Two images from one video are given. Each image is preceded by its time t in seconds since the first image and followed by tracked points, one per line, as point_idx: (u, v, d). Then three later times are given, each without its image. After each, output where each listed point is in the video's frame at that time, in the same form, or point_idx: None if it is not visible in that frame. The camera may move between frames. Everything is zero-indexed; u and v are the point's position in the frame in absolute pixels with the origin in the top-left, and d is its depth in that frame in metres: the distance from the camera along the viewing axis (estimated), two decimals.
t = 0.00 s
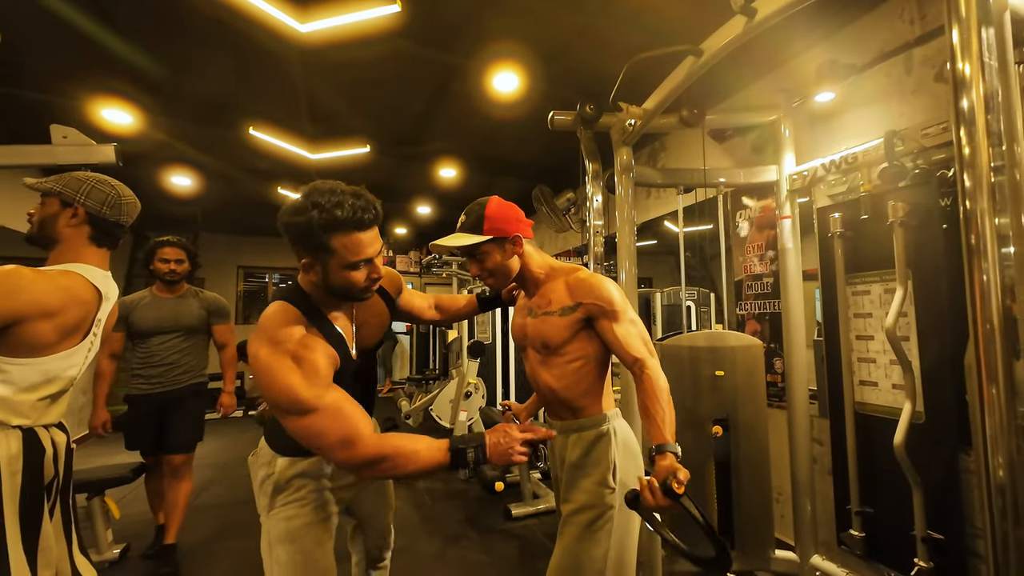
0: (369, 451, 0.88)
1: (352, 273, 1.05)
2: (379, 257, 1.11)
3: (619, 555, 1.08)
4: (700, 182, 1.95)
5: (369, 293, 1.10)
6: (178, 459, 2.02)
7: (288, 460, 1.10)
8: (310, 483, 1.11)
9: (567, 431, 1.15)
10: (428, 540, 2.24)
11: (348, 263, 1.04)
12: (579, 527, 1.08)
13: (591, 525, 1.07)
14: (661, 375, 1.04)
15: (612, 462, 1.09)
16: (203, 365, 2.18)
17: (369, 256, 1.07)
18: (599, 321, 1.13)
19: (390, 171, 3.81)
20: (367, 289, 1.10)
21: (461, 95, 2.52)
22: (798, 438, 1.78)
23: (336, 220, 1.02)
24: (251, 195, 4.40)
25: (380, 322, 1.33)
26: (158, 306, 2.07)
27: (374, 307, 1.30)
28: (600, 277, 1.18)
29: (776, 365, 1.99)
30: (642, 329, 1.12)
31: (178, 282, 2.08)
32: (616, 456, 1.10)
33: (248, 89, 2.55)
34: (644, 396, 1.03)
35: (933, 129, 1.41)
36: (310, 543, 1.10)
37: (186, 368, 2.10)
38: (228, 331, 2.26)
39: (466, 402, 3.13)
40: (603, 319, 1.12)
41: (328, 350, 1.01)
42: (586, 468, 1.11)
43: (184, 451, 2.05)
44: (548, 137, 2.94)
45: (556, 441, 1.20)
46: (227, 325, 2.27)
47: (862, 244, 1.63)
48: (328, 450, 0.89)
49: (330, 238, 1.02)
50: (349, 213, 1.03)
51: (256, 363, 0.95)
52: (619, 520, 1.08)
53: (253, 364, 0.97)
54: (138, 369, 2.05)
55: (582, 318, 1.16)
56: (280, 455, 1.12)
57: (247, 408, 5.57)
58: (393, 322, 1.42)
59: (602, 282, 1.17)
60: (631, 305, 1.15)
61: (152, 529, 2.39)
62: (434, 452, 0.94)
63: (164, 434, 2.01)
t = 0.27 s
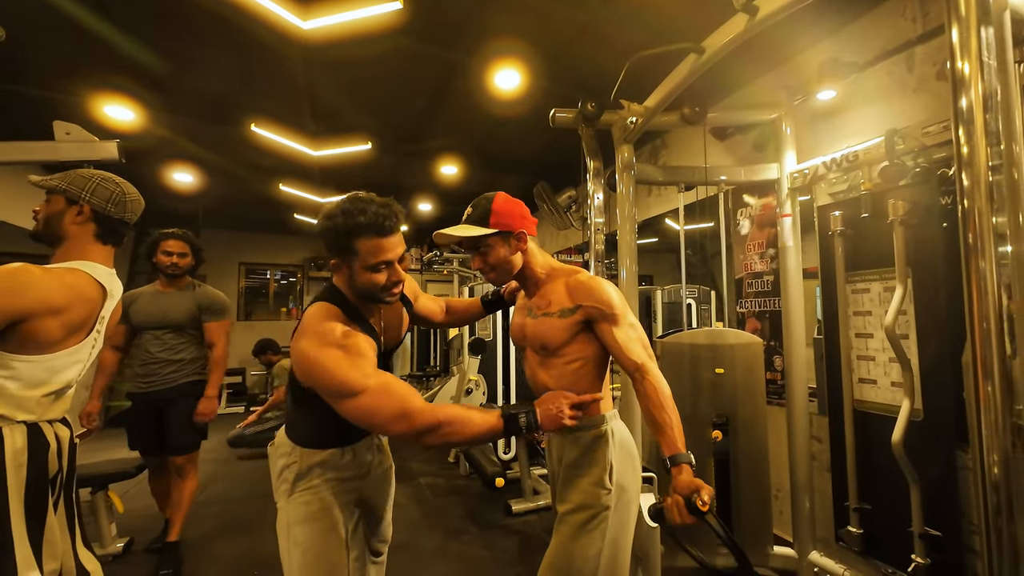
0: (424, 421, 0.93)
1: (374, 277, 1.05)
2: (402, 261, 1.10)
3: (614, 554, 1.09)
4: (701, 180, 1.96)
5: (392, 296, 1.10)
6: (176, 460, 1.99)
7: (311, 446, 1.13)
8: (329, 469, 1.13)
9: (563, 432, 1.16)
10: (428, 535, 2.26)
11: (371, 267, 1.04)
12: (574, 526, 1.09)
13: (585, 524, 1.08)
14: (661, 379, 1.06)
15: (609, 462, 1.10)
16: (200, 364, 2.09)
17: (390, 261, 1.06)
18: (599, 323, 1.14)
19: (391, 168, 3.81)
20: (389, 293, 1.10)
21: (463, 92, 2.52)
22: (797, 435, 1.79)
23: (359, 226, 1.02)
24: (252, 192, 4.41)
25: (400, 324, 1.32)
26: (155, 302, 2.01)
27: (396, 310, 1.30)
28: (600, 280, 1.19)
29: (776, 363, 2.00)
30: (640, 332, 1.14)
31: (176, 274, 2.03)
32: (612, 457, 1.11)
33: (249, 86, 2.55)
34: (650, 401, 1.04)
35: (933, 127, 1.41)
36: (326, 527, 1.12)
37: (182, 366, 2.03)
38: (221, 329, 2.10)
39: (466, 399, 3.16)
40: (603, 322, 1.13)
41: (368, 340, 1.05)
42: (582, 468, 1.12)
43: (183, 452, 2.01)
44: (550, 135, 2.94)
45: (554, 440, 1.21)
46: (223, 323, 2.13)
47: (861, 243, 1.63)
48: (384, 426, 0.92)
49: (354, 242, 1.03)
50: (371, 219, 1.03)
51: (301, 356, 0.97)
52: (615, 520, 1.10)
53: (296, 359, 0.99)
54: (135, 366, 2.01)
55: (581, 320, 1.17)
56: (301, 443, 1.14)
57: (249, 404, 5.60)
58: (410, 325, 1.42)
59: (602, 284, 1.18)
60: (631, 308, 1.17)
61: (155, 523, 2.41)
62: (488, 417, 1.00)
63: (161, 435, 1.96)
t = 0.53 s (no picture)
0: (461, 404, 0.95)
1: (385, 274, 1.03)
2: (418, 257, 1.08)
3: (618, 557, 1.07)
4: (705, 177, 1.93)
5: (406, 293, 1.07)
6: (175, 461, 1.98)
7: (320, 444, 1.10)
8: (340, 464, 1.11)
9: (565, 434, 1.14)
10: (428, 533, 2.25)
11: (381, 261, 1.02)
12: (577, 528, 1.08)
13: (590, 527, 1.07)
14: (662, 376, 1.05)
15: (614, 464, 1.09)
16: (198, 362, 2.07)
17: (402, 257, 1.03)
18: (601, 321, 1.11)
19: (392, 165, 3.79)
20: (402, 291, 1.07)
21: (464, 88, 2.49)
22: (801, 435, 1.77)
23: (372, 223, 1.01)
24: (251, 188, 4.39)
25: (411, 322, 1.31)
26: (152, 299, 2.00)
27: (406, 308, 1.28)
28: (602, 275, 1.16)
29: (780, 362, 1.98)
30: (643, 329, 1.12)
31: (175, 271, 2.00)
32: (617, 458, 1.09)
33: (248, 81, 2.52)
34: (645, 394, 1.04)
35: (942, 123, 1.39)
36: (335, 523, 1.10)
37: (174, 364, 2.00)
38: (207, 324, 2.00)
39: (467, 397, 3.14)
40: (606, 319, 1.11)
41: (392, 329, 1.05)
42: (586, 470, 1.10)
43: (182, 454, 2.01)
44: (552, 131, 2.91)
45: (556, 440, 1.19)
46: (214, 319, 2.05)
47: (867, 241, 1.61)
48: (423, 412, 0.93)
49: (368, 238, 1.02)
50: (384, 217, 1.01)
51: (330, 350, 0.95)
52: (619, 523, 1.08)
53: (325, 353, 0.97)
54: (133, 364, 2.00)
55: (583, 317, 1.14)
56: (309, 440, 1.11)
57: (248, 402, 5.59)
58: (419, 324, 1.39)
59: (605, 280, 1.16)
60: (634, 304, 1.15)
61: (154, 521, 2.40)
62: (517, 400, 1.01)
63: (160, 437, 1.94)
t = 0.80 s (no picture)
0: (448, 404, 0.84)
1: (368, 258, 0.98)
2: (403, 243, 1.03)
3: (625, 556, 1.05)
4: (711, 168, 1.87)
5: (389, 279, 1.02)
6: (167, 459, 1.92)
7: (319, 442, 1.04)
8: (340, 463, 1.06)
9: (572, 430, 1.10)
10: (427, 531, 2.22)
11: (361, 244, 0.98)
12: (583, 531, 1.02)
13: (597, 529, 1.01)
14: (671, 369, 0.96)
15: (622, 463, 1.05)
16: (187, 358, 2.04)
17: (386, 243, 0.98)
18: (610, 314, 1.06)
19: (390, 156, 3.72)
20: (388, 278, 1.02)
21: (463, 76, 2.42)
22: (808, 434, 1.73)
23: (355, 203, 0.96)
24: (247, 180, 4.32)
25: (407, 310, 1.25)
26: (133, 290, 1.93)
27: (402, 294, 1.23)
28: (614, 267, 1.09)
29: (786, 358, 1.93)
30: (654, 322, 1.05)
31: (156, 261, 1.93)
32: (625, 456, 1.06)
33: (241, 69, 2.45)
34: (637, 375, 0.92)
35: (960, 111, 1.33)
36: (335, 526, 1.04)
37: (166, 360, 1.97)
38: (202, 318, 2.00)
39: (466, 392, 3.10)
40: (614, 312, 1.05)
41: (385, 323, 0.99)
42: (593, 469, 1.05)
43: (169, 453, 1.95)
44: (553, 121, 2.84)
45: (561, 438, 1.13)
46: (207, 313, 2.03)
47: (879, 234, 1.56)
48: (406, 409, 0.85)
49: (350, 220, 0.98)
50: (366, 197, 0.96)
51: (318, 341, 0.91)
52: (626, 523, 1.04)
53: (314, 344, 0.92)
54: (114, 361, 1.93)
55: (591, 311, 1.09)
56: (308, 439, 1.05)
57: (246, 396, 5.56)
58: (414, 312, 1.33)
59: (617, 272, 1.09)
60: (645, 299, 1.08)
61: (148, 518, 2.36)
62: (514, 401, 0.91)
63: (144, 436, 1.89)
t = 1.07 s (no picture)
0: (436, 398, 0.79)
1: (342, 247, 0.91)
2: (380, 228, 0.97)
3: (641, 565, 0.99)
4: (719, 158, 1.80)
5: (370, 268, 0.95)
6: (141, 465, 1.77)
7: (320, 444, 0.93)
8: (343, 467, 0.94)
9: (581, 433, 1.03)
10: (425, 532, 2.16)
11: (336, 235, 0.90)
12: (595, 541, 0.96)
13: (610, 538, 0.95)
14: (685, 360, 0.91)
15: (636, 467, 0.98)
16: (159, 357, 1.86)
17: (362, 229, 0.91)
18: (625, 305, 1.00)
19: (387, 148, 3.64)
20: (367, 267, 0.95)
21: (463, 64, 2.35)
22: (818, 433, 1.67)
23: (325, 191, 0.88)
24: (242, 173, 4.24)
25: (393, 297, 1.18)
26: (100, 283, 1.75)
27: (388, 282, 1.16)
28: (631, 256, 1.05)
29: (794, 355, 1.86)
30: (669, 313, 0.99)
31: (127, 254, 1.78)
32: (638, 459, 0.99)
33: (233, 57, 2.38)
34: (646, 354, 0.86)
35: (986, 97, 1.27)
36: (334, 539, 0.93)
37: (136, 360, 1.78)
38: (194, 314, 1.96)
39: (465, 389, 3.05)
40: (629, 303, 0.99)
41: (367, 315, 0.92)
42: (604, 475, 0.99)
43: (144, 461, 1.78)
44: (554, 111, 2.77)
45: (570, 440, 1.07)
46: (193, 307, 1.99)
47: (895, 226, 1.50)
48: (394, 404, 0.79)
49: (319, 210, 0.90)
50: (336, 183, 0.89)
51: (294, 338, 0.84)
52: (641, 530, 0.98)
53: (291, 340, 0.85)
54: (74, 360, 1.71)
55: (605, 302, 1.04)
56: (308, 441, 0.93)
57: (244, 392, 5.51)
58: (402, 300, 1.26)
59: (635, 261, 1.04)
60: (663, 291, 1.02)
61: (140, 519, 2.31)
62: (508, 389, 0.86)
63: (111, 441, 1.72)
